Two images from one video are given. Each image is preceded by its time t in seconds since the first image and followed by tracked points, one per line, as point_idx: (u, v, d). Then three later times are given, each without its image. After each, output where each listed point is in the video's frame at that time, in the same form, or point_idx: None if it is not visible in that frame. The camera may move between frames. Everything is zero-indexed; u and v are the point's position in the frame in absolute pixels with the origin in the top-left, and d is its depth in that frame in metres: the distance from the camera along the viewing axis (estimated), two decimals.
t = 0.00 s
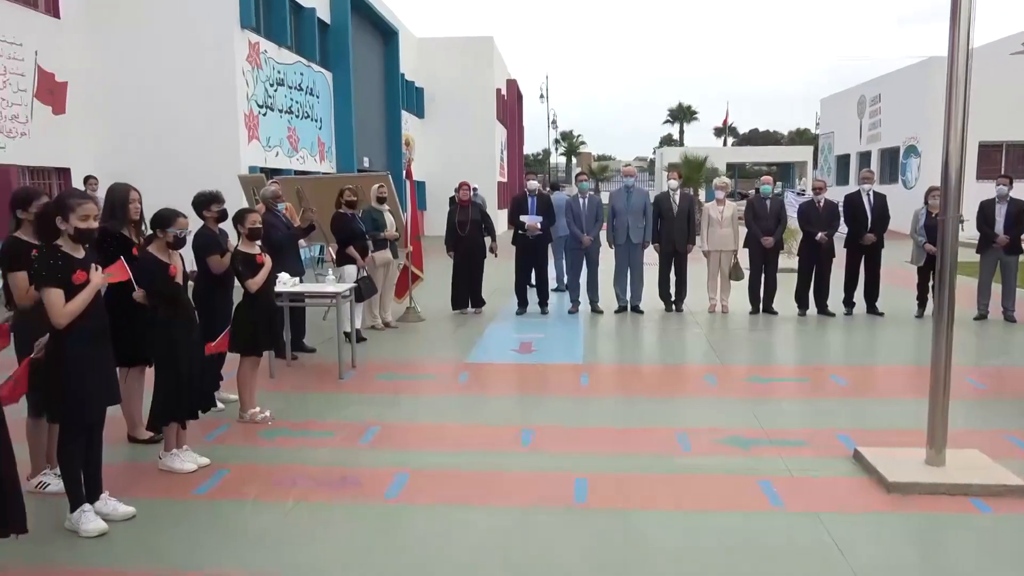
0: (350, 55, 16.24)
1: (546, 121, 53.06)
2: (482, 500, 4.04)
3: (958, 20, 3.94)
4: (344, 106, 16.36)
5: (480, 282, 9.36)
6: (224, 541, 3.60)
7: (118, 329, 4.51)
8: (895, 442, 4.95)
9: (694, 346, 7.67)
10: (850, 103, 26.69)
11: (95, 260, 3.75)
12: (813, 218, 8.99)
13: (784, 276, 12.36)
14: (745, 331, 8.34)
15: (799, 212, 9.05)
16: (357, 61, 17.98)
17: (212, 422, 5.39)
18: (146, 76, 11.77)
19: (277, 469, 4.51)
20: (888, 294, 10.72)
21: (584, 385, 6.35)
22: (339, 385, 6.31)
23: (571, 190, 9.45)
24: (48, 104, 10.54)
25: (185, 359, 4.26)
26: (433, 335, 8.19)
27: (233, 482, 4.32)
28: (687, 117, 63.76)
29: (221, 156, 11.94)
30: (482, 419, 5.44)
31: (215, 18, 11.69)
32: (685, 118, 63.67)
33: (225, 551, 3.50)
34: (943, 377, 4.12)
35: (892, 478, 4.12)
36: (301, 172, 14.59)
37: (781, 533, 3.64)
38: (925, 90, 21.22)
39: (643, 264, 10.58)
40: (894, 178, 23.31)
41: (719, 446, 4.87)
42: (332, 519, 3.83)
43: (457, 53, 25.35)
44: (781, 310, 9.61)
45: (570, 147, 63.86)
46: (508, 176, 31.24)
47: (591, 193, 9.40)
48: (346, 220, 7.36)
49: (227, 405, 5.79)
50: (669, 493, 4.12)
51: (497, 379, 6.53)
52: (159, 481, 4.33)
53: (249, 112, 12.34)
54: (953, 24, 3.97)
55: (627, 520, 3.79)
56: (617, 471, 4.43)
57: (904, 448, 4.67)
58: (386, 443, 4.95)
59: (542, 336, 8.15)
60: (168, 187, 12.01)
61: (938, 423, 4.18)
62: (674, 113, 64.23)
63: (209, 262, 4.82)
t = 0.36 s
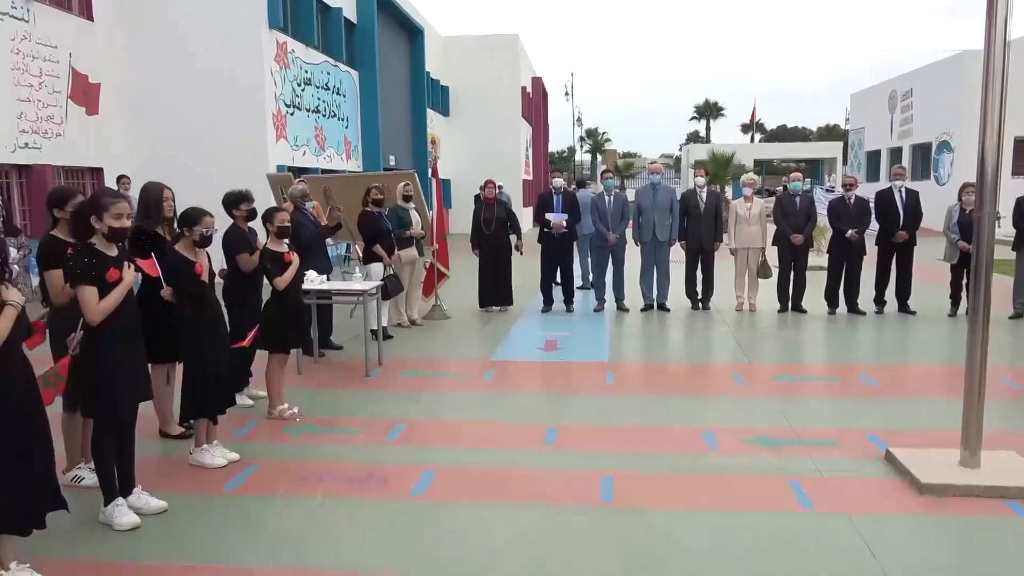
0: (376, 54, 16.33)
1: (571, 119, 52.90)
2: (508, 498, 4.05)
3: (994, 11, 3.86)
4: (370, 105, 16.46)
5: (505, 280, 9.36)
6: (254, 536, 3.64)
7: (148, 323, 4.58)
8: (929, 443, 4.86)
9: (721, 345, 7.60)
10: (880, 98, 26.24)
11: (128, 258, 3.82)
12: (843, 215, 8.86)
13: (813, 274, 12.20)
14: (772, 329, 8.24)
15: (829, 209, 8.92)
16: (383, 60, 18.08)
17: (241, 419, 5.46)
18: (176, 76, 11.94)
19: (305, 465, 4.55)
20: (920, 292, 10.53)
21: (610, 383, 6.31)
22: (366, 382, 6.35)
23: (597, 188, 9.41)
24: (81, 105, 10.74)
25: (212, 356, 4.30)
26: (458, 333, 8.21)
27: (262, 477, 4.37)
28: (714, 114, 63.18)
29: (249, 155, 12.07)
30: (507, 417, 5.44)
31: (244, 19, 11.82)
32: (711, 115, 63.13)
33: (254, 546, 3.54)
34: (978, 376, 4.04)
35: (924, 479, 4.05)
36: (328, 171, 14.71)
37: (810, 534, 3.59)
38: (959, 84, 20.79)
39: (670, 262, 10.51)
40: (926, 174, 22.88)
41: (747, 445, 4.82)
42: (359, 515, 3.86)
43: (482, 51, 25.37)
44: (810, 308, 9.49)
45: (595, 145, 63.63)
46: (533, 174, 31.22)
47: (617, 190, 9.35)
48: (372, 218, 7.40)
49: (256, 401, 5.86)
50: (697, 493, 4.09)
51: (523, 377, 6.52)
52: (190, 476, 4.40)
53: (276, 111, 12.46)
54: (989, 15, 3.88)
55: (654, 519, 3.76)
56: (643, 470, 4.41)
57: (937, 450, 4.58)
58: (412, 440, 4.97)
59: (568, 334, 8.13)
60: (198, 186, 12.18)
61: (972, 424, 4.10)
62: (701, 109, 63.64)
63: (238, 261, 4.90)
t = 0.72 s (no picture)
0: (400, 53, 16.41)
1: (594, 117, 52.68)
2: (533, 496, 4.04)
3: None
4: (395, 104, 16.53)
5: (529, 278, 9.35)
6: (281, 532, 3.68)
7: (177, 318, 4.64)
8: (961, 445, 4.76)
9: (748, 344, 7.53)
10: (910, 94, 25.80)
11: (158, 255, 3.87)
12: (871, 213, 8.73)
13: (841, 272, 12.04)
14: (800, 328, 8.14)
15: (858, 206, 8.80)
16: (407, 59, 18.14)
17: (268, 415, 5.51)
18: (205, 76, 12.09)
19: (331, 461, 4.59)
20: (952, 291, 10.34)
21: (634, 382, 6.28)
22: (390, 380, 6.38)
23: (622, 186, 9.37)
24: (112, 106, 10.92)
25: (239, 352, 4.34)
26: (482, 331, 8.21)
27: (289, 473, 4.41)
28: (739, 112, 62.55)
29: (275, 154, 12.19)
30: (532, 415, 5.44)
31: (270, 19, 11.95)
32: (737, 112, 62.53)
33: (282, 541, 3.57)
34: (1012, 376, 3.95)
35: (956, 481, 3.98)
36: (353, 170, 14.80)
37: (841, 535, 3.54)
38: (991, 79, 20.38)
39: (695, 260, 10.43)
40: (958, 171, 22.46)
41: (775, 445, 4.77)
42: (385, 512, 3.88)
43: (506, 49, 25.36)
44: (838, 308, 9.36)
45: (619, 143, 63.39)
46: (556, 172, 31.15)
47: (642, 188, 9.31)
48: (396, 216, 7.44)
49: (283, 398, 5.92)
50: (724, 493, 4.05)
51: (547, 376, 6.52)
52: (219, 472, 4.45)
53: (302, 110, 12.57)
54: None
55: (680, 518, 3.74)
56: (669, 469, 4.38)
57: (970, 451, 4.49)
58: (437, 438, 4.99)
59: (592, 332, 8.11)
60: (225, 185, 12.33)
61: (1007, 425, 4.01)
62: (726, 106, 63.05)
63: (265, 258, 4.99)
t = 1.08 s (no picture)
0: (423, 52, 16.45)
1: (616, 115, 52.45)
2: (555, 494, 4.04)
3: None
4: (418, 102, 16.58)
5: (551, 276, 9.34)
6: (305, 527, 3.70)
7: (204, 315, 4.69)
8: (991, 447, 4.68)
9: (772, 343, 7.45)
10: (939, 90, 25.37)
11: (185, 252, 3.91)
12: (899, 211, 8.60)
13: (867, 271, 11.87)
14: (825, 328, 8.05)
15: (885, 204, 8.67)
16: (430, 57, 18.20)
17: (292, 411, 5.56)
18: (231, 75, 12.22)
19: (354, 457, 4.62)
20: (982, 291, 10.15)
21: (657, 381, 6.25)
22: (413, 377, 6.41)
23: (645, 184, 9.32)
24: (140, 105, 11.07)
25: (266, 351, 4.39)
26: (504, 329, 8.22)
27: (312, 469, 4.45)
28: (763, 109, 61.92)
29: (299, 152, 12.29)
30: (554, 414, 5.43)
31: (295, 18, 12.05)
32: (760, 110, 61.91)
33: (305, 536, 3.60)
34: None
35: (986, 484, 3.90)
36: (376, 168, 14.87)
37: (866, 537, 3.50)
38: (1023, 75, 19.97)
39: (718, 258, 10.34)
40: (988, 169, 22.04)
41: (799, 446, 4.72)
42: (407, 508, 3.90)
43: (528, 46, 25.33)
44: (864, 307, 9.24)
45: (641, 141, 63.05)
46: (578, 170, 31.05)
47: (665, 186, 9.25)
48: (419, 214, 7.47)
49: (307, 394, 5.97)
50: (748, 494, 4.01)
51: (569, 374, 6.50)
52: (243, 467, 4.49)
53: (326, 109, 12.65)
54: None
55: (703, 518, 3.72)
56: (692, 469, 4.35)
57: (1000, 453, 4.41)
58: (459, 435, 5.00)
59: (614, 331, 8.07)
60: (250, 183, 12.44)
61: None
62: (750, 103, 62.47)
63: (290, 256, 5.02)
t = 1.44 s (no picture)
0: (449, 50, 16.49)
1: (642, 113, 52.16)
2: (579, 493, 4.03)
3: None
4: (444, 100, 16.63)
5: (576, 274, 9.31)
6: (331, 522, 3.73)
7: (232, 308, 4.73)
8: None
9: (800, 344, 7.37)
10: (973, 88, 24.88)
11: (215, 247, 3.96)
12: (931, 210, 8.45)
13: (898, 272, 11.69)
14: (854, 329, 7.94)
15: (917, 204, 8.53)
16: (456, 55, 18.24)
17: (318, 406, 5.61)
18: (260, 73, 12.35)
19: (380, 453, 4.65)
20: (1017, 293, 9.93)
21: (682, 380, 6.21)
22: (437, 374, 6.43)
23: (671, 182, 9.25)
24: (171, 103, 11.22)
25: (297, 345, 4.43)
26: (528, 327, 8.21)
27: (338, 464, 4.48)
28: (791, 107, 61.21)
29: (326, 150, 12.38)
30: (578, 412, 5.42)
31: (322, 17, 12.13)
32: (788, 107, 61.18)
33: (331, 531, 3.63)
34: None
35: (1020, 489, 3.82)
36: (402, 165, 14.94)
37: (896, 542, 3.45)
38: None
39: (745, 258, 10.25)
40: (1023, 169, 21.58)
41: (828, 448, 4.66)
42: (432, 505, 3.91)
43: (554, 44, 25.30)
44: (894, 308, 9.10)
45: (667, 139, 62.66)
46: (603, 168, 30.97)
47: (692, 184, 9.18)
48: (445, 212, 7.49)
49: (332, 389, 6.01)
50: (775, 496, 3.97)
51: (593, 372, 6.48)
52: (271, 461, 4.54)
53: (353, 107, 12.73)
54: None
55: (729, 520, 3.69)
56: (718, 470, 4.31)
57: None
58: (484, 432, 5.01)
59: (638, 330, 8.03)
60: (278, 180, 12.56)
61: None
62: (778, 102, 61.79)
63: (318, 253, 5.05)
